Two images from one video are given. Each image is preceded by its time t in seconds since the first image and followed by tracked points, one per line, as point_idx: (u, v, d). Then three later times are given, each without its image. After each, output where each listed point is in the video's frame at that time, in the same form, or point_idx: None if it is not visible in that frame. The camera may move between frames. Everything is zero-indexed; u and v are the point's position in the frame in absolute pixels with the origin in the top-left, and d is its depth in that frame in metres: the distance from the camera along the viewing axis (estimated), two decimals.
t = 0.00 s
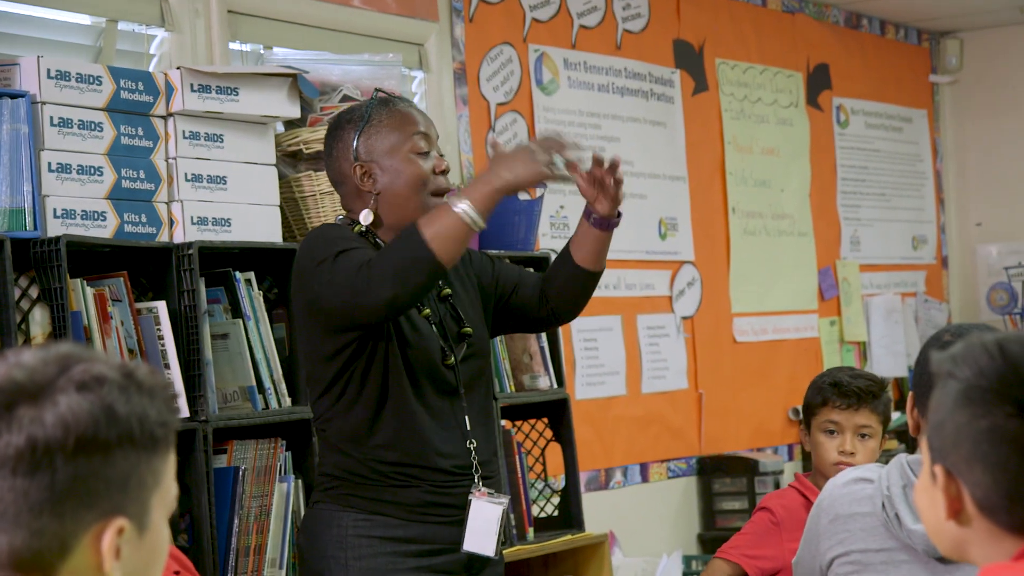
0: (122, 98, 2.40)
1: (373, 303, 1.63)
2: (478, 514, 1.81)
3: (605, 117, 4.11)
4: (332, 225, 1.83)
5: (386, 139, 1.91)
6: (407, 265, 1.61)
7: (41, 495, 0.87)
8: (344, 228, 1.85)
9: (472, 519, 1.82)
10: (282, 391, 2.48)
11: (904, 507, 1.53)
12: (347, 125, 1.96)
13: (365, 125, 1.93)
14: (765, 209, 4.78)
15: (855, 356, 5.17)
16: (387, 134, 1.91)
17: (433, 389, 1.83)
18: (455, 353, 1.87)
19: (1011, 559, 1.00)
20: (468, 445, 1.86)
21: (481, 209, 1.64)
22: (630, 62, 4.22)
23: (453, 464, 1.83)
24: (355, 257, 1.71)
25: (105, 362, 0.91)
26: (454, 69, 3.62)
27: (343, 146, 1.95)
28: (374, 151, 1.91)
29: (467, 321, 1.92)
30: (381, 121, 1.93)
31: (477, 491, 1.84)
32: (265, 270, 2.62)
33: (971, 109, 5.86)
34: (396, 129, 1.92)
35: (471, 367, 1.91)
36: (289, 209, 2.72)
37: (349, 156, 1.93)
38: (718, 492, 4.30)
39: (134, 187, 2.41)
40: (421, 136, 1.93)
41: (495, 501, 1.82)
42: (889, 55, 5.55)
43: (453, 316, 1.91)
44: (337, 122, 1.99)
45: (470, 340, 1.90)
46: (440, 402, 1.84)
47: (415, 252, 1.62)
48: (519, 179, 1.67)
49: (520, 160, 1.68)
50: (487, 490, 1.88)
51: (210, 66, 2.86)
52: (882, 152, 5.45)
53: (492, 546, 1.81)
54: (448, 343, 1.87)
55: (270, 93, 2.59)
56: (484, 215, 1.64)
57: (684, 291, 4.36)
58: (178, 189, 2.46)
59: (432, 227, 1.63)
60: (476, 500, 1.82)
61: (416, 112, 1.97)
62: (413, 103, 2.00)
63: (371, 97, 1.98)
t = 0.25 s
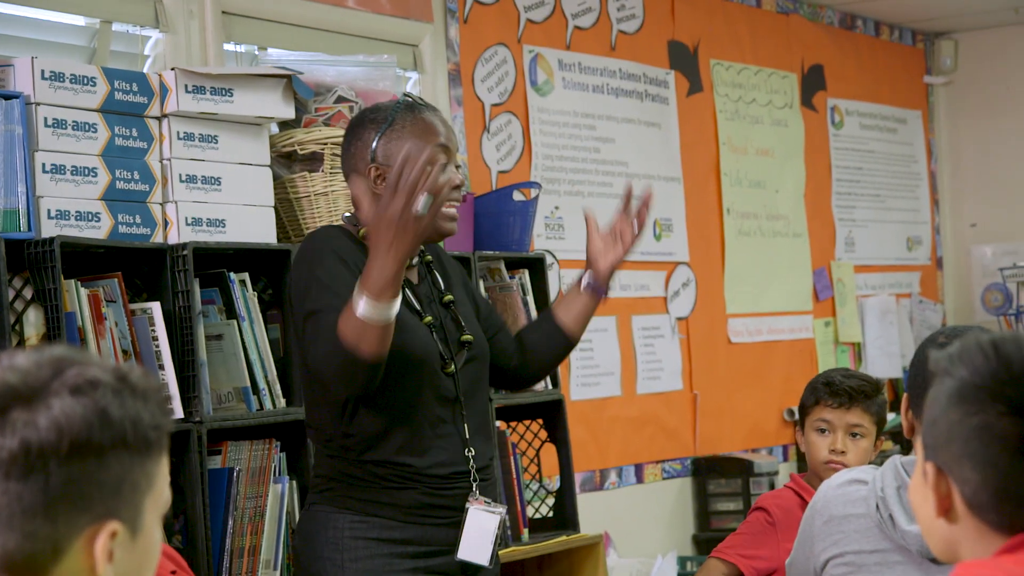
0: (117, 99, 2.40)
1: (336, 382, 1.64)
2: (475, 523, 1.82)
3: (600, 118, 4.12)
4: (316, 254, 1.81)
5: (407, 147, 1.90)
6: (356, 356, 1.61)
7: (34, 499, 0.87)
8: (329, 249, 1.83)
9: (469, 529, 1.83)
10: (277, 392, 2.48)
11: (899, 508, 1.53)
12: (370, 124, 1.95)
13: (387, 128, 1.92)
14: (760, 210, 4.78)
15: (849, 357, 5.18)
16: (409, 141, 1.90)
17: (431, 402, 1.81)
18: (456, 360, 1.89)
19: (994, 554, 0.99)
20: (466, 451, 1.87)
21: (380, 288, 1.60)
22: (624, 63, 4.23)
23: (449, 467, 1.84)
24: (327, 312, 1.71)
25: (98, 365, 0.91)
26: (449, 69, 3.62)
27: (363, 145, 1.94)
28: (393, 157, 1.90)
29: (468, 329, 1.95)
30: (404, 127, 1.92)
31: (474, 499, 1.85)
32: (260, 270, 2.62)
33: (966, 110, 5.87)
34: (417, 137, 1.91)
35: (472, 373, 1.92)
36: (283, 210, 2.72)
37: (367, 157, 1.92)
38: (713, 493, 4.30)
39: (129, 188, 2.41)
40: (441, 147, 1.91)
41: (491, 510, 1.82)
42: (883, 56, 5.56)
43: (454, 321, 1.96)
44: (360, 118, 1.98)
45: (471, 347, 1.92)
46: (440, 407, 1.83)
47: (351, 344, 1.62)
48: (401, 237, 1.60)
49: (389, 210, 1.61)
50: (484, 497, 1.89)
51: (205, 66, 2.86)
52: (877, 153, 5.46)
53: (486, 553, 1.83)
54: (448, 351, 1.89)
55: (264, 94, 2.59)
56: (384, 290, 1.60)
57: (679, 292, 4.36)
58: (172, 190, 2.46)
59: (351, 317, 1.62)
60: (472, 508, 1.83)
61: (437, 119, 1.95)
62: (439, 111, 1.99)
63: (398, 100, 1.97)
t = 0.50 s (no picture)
0: (114, 101, 2.40)
1: (333, 437, 1.72)
2: (470, 528, 1.84)
3: (597, 119, 4.12)
4: (313, 278, 1.82)
5: (416, 154, 1.96)
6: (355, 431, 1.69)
7: (29, 499, 0.87)
8: (327, 269, 1.82)
9: (465, 533, 1.85)
10: (275, 393, 2.49)
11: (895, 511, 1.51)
12: (381, 127, 1.99)
13: (399, 132, 1.97)
14: (757, 212, 4.79)
15: (847, 358, 5.19)
16: (418, 149, 1.96)
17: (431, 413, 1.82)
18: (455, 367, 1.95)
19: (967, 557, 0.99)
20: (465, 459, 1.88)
21: (394, 405, 1.64)
22: (621, 64, 4.23)
23: (447, 469, 1.85)
24: (326, 360, 1.76)
25: (92, 366, 0.91)
26: (446, 71, 3.62)
27: (372, 146, 1.99)
28: (402, 161, 1.95)
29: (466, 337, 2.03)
30: (415, 134, 1.98)
31: (469, 507, 1.87)
32: (257, 272, 2.63)
33: (963, 111, 5.87)
34: (426, 145, 1.97)
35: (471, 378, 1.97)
36: (281, 212, 2.72)
37: (375, 158, 1.97)
38: (711, 494, 4.31)
39: (126, 190, 2.41)
40: (449, 158, 1.98)
41: (487, 517, 1.84)
42: (880, 57, 5.57)
43: (454, 329, 2.03)
44: (371, 120, 2.02)
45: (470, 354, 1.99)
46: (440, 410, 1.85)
47: (352, 423, 1.69)
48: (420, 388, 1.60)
49: (414, 362, 1.57)
50: (480, 504, 1.90)
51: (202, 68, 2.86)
52: (874, 154, 5.47)
53: (484, 560, 1.84)
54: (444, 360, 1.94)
55: (261, 96, 2.58)
56: (402, 410, 1.64)
57: (676, 293, 4.36)
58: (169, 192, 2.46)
59: (362, 408, 1.67)
60: (468, 515, 1.85)
61: (449, 130, 2.02)
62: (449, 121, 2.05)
63: (411, 105, 2.03)
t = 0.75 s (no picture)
0: (114, 103, 2.40)
1: (336, 435, 1.72)
2: (467, 529, 1.86)
3: (597, 121, 4.12)
4: (313, 277, 1.82)
5: (411, 155, 1.95)
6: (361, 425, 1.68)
7: (29, 502, 0.87)
8: (326, 267, 1.82)
9: (462, 534, 1.86)
10: (275, 395, 2.48)
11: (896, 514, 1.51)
12: (376, 127, 1.99)
13: (394, 133, 1.97)
14: (757, 213, 4.79)
15: (848, 360, 5.19)
16: (413, 149, 1.96)
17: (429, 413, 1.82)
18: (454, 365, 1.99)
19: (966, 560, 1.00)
20: (461, 459, 1.88)
21: (399, 391, 1.64)
22: (622, 66, 4.23)
23: (443, 471, 1.85)
24: (328, 358, 1.75)
25: (93, 368, 0.91)
26: (447, 73, 3.62)
27: (367, 147, 1.99)
28: (397, 162, 1.95)
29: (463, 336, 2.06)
30: (410, 134, 1.97)
31: (467, 508, 1.87)
32: (257, 274, 2.64)
33: (964, 113, 5.87)
34: (421, 145, 1.97)
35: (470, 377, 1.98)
36: (281, 213, 2.72)
37: (370, 159, 1.97)
38: (711, 496, 4.30)
39: (126, 192, 2.41)
40: (445, 158, 1.98)
41: (484, 518, 1.86)
42: (880, 59, 5.57)
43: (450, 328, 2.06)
44: (366, 120, 2.02)
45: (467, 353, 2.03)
46: (439, 410, 1.85)
47: (357, 416, 1.68)
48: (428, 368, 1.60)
49: (420, 338, 1.59)
50: (478, 505, 1.91)
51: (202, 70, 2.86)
52: (875, 156, 5.47)
53: (479, 560, 1.85)
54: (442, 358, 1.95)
55: (261, 98, 2.58)
56: (407, 397, 1.64)
57: (677, 295, 4.36)
58: (170, 194, 2.46)
59: (367, 398, 1.67)
60: (465, 516, 1.86)
61: (444, 129, 2.01)
62: (445, 119, 2.05)
63: (406, 104, 2.02)
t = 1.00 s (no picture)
0: (117, 104, 2.41)
1: (336, 436, 1.72)
2: (471, 529, 1.85)
3: (601, 122, 4.12)
4: (313, 279, 1.82)
5: (408, 156, 1.96)
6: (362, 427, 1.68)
7: (31, 504, 0.87)
8: (327, 269, 1.82)
9: (465, 534, 1.86)
10: (278, 397, 2.48)
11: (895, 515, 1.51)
12: (375, 128, 1.99)
13: (392, 134, 1.97)
14: (761, 214, 4.78)
15: (852, 361, 5.18)
16: (411, 150, 1.96)
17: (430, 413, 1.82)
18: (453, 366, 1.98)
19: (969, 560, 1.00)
20: (464, 460, 1.88)
21: (401, 393, 1.64)
22: (625, 67, 4.23)
23: (447, 472, 1.85)
24: (329, 359, 1.75)
25: (96, 370, 0.91)
26: (450, 74, 3.62)
27: (366, 148, 1.99)
28: (395, 163, 1.96)
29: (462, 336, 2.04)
30: (408, 135, 1.98)
31: (470, 508, 1.87)
32: (260, 276, 2.65)
33: (968, 113, 5.86)
34: (418, 147, 1.97)
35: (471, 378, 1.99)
36: (284, 215, 2.73)
37: (369, 160, 1.97)
38: (715, 497, 4.30)
39: (129, 194, 2.41)
40: (443, 160, 1.98)
41: (487, 517, 1.85)
42: (884, 59, 5.56)
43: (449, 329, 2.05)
44: (365, 122, 2.02)
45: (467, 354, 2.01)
46: (441, 411, 1.85)
47: (359, 417, 1.68)
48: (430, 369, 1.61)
49: (422, 339, 1.59)
50: (480, 505, 1.91)
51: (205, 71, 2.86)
52: (879, 156, 5.46)
53: (484, 560, 1.85)
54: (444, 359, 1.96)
55: (265, 100, 2.58)
56: (408, 399, 1.64)
57: (681, 296, 4.36)
58: (173, 195, 2.47)
59: (369, 400, 1.67)
60: (469, 517, 1.86)
61: (442, 131, 2.02)
62: (444, 122, 2.05)
63: (405, 107, 2.02)
